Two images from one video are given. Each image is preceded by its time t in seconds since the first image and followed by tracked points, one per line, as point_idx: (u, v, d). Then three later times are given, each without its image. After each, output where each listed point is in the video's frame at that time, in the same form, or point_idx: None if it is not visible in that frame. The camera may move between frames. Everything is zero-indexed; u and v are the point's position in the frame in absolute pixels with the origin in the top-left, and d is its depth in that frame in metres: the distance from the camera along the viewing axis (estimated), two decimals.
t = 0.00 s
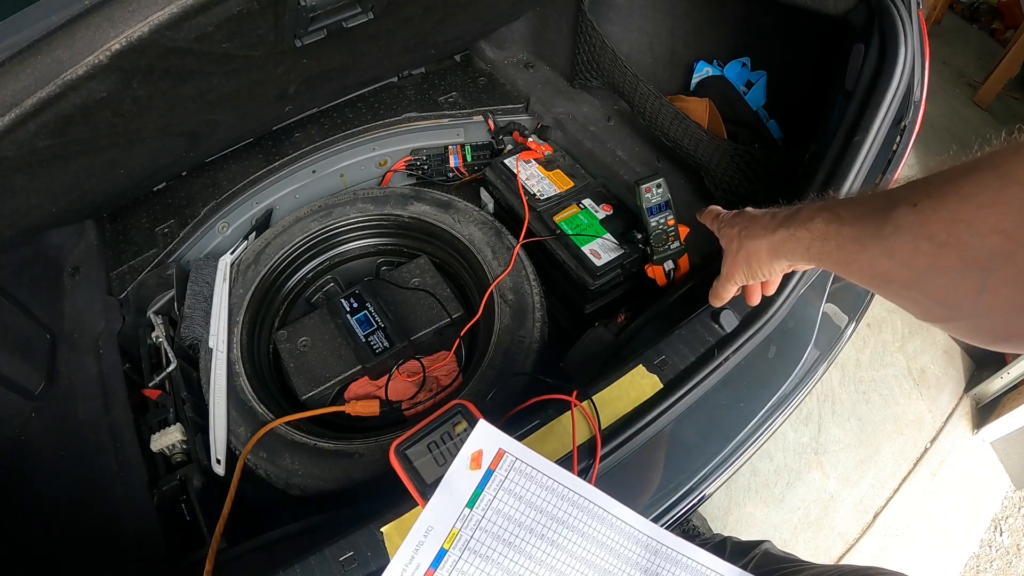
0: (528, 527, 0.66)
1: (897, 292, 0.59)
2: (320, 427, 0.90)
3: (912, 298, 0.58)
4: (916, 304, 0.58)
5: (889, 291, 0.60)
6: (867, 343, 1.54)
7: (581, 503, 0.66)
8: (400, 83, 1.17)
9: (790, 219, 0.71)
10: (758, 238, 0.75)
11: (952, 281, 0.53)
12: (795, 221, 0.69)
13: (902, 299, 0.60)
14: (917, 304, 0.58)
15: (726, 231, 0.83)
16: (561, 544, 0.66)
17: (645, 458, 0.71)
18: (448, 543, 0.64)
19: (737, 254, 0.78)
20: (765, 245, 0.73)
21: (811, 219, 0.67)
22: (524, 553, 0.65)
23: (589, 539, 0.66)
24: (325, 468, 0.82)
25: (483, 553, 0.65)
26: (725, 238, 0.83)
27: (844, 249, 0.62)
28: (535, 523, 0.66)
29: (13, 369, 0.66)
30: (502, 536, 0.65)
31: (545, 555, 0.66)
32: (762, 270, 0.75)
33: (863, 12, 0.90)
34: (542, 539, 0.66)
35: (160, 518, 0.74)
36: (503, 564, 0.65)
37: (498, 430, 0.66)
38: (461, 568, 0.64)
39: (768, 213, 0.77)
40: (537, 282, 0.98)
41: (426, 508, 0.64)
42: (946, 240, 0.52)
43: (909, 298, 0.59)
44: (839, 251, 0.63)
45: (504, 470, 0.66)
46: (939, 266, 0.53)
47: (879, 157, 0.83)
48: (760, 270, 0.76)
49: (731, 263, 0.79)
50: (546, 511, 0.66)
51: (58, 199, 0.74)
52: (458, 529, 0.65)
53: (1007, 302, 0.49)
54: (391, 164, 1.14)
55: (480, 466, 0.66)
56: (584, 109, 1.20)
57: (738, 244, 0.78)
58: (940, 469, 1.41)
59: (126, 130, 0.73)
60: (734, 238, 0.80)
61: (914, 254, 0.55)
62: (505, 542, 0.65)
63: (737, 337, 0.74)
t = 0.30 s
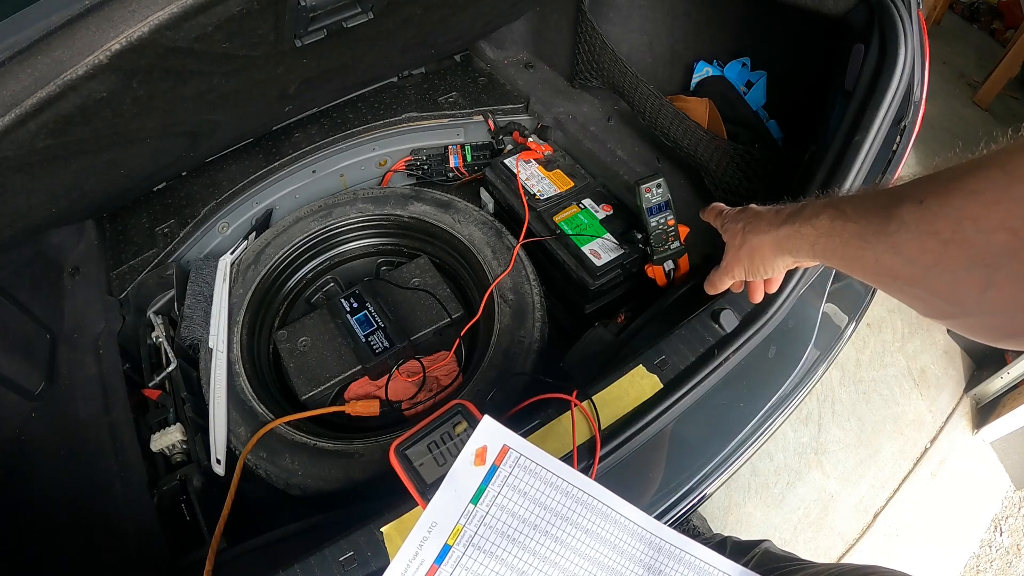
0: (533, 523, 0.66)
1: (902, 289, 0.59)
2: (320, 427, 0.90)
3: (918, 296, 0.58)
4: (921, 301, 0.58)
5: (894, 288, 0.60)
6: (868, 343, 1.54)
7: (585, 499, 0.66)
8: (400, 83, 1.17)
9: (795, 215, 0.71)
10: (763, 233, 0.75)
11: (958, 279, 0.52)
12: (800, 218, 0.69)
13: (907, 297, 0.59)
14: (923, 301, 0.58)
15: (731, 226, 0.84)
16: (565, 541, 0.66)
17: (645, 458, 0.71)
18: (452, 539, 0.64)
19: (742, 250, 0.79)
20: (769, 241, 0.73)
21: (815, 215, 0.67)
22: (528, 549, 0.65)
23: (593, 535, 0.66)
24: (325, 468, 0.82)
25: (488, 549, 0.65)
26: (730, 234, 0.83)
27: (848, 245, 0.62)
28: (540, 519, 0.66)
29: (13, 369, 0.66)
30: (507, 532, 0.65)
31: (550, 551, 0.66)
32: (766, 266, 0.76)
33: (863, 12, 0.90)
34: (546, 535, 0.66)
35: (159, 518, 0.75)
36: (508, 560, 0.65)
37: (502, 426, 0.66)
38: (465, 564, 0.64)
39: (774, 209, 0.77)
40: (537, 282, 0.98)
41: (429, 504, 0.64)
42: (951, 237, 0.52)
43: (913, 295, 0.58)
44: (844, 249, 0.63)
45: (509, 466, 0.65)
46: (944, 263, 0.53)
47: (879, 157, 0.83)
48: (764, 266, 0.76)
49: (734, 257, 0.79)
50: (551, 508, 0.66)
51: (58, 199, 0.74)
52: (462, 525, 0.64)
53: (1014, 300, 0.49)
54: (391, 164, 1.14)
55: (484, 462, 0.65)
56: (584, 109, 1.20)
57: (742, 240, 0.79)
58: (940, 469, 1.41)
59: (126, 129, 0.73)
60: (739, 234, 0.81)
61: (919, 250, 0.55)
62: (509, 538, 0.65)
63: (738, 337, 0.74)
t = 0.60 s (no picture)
0: (531, 525, 0.66)
1: (919, 307, 0.59)
2: (320, 427, 0.90)
3: (934, 311, 0.58)
4: (939, 317, 0.58)
5: (909, 304, 0.60)
6: (868, 343, 1.54)
7: (584, 502, 0.67)
8: (400, 83, 1.17)
9: (784, 220, 0.71)
10: (745, 233, 0.76)
11: (980, 297, 0.52)
12: (784, 224, 0.71)
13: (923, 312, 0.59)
14: (941, 317, 0.58)
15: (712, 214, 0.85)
16: (564, 543, 0.66)
17: (645, 458, 0.71)
18: (451, 541, 0.64)
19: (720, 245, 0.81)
20: (753, 242, 0.75)
21: (807, 224, 0.68)
22: (527, 552, 0.65)
23: (592, 538, 0.67)
24: (325, 468, 0.82)
25: (487, 551, 0.65)
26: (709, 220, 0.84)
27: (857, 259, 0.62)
28: (538, 522, 0.66)
29: (14, 369, 0.66)
30: (505, 534, 0.65)
31: (548, 554, 0.66)
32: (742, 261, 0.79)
33: (862, 12, 0.90)
34: (545, 538, 0.66)
35: (159, 518, 0.75)
36: (507, 563, 0.65)
37: (501, 430, 0.66)
38: (464, 567, 0.64)
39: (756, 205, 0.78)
40: (537, 282, 0.98)
41: (428, 507, 0.64)
42: (972, 257, 0.51)
43: (927, 309, 0.58)
44: (852, 263, 0.63)
45: (508, 469, 0.66)
46: (964, 282, 0.53)
47: (879, 157, 0.83)
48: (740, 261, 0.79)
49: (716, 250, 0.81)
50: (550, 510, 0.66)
51: (58, 199, 0.74)
52: (461, 527, 0.64)
53: None
54: (391, 164, 1.14)
55: (483, 465, 0.66)
56: (584, 109, 1.20)
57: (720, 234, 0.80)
58: (940, 469, 1.41)
59: (126, 130, 0.73)
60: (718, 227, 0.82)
61: (937, 269, 0.54)
62: (508, 541, 0.65)
63: (737, 338, 0.74)
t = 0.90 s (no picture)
0: (536, 517, 0.66)
1: (924, 322, 0.61)
2: (320, 427, 0.90)
3: (938, 327, 0.61)
4: (943, 334, 0.61)
5: (915, 320, 0.62)
6: (868, 343, 1.54)
7: (588, 495, 0.67)
8: (400, 83, 1.17)
9: (806, 239, 0.71)
10: (769, 250, 0.75)
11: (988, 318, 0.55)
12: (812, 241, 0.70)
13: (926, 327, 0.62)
14: (944, 334, 0.61)
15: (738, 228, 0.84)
16: (568, 536, 0.66)
17: (645, 459, 0.71)
18: (455, 532, 0.64)
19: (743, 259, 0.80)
20: (775, 259, 0.74)
21: (829, 243, 0.68)
22: (531, 544, 0.65)
23: (596, 531, 0.67)
24: (325, 468, 0.82)
25: (490, 542, 0.65)
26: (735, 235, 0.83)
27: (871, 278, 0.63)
28: (542, 514, 0.66)
29: (14, 369, 0.66)
30: (509, 526, 0.65)
31: (552, 546, 0.66)
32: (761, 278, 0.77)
33: (863, 12, 0.91)
34: (549, 530, 0.66)
35: (160, 518, 0.75)
36: (510, 554, 0.65)
37: (506, 420, 0.66)
38: (467, 557, 0.64)
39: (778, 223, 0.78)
40: (537, 282, 0.98)
41: (432, 497, 0.64)
42: (984, 279, 0.54)
43: (935, 327, 0.61)
44: (866, 282, 0.64)
45: (513, 460, 0.66)
46: (974, 303, 0.56)
47: (879, 157, 0.83)
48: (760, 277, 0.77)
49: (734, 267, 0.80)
50: (554, 502, 0.66)
51: (59, 199, 0.74)
52: (465, 517, 0.64)
53: None
54: (391, 164, 1.14)
55: (488, 456, 0.65)
56: (584, 109, 1.20)
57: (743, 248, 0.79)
58: (940, 469, 1.41)
59: (126, 130, 0.72)
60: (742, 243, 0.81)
61: (948, 290, 0.57)
62: (512, 532, 0.65)
63: (737, 337, 0.74)
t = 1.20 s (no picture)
0: (533, 515, 0.65)
1: (928, 323, 0.61)
2: (320, 427, 0.90)
3: (943, 328, 0.60)
4: (948, 334, 0.60)
5: (917, 321, 0.62)
6: (868, 343, 1.54)
7: (585, 491, 0.66)
8: (400, 83, 1.17)
9: (810, 245, 0.70)
10: (774, 259, 0.74)
11: (989, 319, 0.55)
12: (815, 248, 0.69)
13: (931, 329, 0.62)
14: (949, 334, 0.60)
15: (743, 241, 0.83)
16: (565, 533, 0.66)
17: (645, 459, 0.71)
18: (453, 530, 0.64)
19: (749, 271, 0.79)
20: (780, 267, 0.73)
21: (831, 248, 0.67)
22: (528, 541, 0.65)
23: (593, 527, 0.66)
24: (325, 468, 0.82)
25: (488, 541, 0.64)
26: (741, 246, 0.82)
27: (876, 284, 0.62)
28: (540, 511, 0.65)
29: (14, 369, 0.66)
30: (507, 524, 0.65)
31: (550, 544, 0.65)
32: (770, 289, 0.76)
33: (863, 12, 0.91)
34: (547, 527, 0.65)
35: (160, 518, 0.75)
36: (508, 553, 0.64)
37: (503, 418, 0.66)
38: (465, 556, 0.63)
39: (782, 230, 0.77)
40: (537, 282, 0.98)
41: (429, 496, 0.64)
42: (980, 280, 0.54)
43: (937, 328, 0.61)
44: (870, 287, 0.64)
45: (510, 458, 0.65)
46: (973, 303, 0.55)
47: (879, 157, 0.83)
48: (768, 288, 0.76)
49: (740, 276, 0.80)
50: (551, 499, 0.65)
51: (59, 199, 0.74)
52: (462, 516, 0.64)
53: None
54: (391, 164, 1.14)
55: (485, 454, 0.65)
56: (584, 109, 1.20)
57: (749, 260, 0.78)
58: (940, 469, 1.41)
59: (126, 130, 0.72)
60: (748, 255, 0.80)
61: (947, 291, 0.56)
62: (510, 530, 0.65)
63: (737, 337, 0.74)
